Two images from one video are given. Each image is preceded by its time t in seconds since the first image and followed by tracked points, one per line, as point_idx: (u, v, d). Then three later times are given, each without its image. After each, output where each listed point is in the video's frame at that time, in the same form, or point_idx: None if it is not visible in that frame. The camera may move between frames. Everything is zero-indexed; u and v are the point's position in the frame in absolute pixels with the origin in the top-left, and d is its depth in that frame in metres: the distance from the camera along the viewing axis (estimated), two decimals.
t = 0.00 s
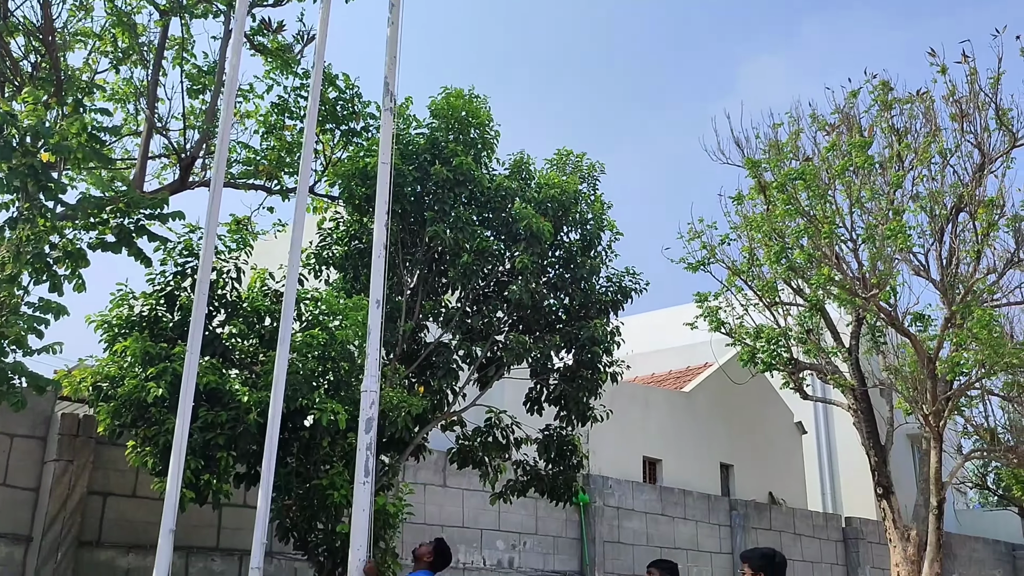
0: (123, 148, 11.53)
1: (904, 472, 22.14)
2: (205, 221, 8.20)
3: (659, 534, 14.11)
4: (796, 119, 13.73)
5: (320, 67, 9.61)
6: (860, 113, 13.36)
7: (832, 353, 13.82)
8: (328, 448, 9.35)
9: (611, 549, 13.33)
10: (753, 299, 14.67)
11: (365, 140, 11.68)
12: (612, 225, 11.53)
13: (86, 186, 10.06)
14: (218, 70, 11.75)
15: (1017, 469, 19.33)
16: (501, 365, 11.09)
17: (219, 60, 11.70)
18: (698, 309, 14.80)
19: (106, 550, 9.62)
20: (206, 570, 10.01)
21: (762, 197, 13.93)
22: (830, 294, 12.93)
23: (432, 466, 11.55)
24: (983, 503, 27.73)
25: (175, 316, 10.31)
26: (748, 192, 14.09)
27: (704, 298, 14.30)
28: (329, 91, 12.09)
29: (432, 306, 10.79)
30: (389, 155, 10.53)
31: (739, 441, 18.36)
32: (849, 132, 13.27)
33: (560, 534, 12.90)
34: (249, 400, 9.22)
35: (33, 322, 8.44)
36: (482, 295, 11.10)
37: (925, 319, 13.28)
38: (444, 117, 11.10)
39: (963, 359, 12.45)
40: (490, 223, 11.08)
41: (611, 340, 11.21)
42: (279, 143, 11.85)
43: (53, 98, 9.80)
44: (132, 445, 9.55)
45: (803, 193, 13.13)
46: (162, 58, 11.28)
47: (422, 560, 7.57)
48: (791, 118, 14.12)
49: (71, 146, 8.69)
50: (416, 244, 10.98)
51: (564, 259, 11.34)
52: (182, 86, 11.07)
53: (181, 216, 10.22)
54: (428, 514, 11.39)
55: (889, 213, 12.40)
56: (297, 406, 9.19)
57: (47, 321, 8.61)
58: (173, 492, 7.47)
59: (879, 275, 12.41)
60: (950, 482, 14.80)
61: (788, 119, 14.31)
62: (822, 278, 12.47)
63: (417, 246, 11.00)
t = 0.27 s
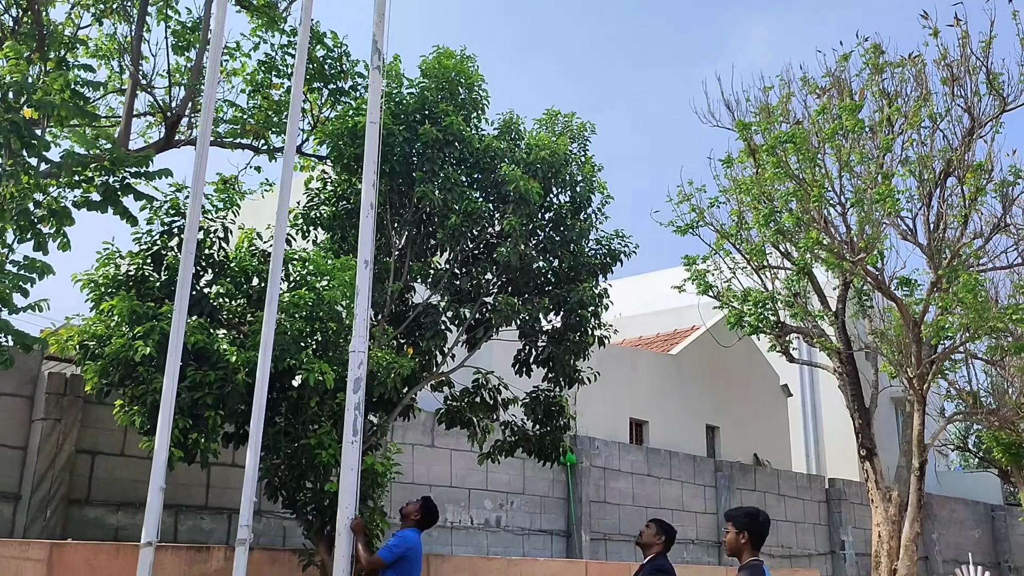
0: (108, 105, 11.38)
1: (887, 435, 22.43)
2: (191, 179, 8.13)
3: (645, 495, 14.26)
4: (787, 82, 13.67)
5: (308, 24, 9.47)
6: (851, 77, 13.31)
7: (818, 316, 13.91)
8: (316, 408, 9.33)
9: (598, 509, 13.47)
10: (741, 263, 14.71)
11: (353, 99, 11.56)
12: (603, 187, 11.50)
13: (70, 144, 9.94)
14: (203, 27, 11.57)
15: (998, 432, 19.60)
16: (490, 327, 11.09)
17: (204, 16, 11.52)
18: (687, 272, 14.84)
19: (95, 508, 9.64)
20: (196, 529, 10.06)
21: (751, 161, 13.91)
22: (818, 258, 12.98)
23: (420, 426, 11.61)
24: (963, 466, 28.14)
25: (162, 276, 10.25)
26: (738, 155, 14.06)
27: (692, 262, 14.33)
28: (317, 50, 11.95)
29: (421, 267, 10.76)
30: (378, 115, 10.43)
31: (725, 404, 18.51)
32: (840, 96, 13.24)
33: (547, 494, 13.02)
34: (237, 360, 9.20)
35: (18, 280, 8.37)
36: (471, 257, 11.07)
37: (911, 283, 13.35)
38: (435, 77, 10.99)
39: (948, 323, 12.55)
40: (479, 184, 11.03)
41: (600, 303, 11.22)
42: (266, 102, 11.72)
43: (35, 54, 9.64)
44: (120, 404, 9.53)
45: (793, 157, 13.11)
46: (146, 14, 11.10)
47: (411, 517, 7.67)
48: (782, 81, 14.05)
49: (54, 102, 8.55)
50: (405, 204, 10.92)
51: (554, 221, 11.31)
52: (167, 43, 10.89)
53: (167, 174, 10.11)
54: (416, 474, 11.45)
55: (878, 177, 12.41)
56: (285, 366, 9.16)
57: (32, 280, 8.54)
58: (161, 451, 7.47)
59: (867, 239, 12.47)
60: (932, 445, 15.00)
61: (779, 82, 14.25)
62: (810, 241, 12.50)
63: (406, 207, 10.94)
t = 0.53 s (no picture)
0: (92, 65, 11.21)
1: (872, 399, 22.65)
2: (178, 140, 8.04)
3: (633, 457, 14.39)
4: (779, 45, 13.58)
5: None
6: (843, 41, 13.24)
7: (807, 281, 13.97)
8: (306, 370, 9.29)
9: (586, 471, 13.59)
10: (730, 228, 14.72)
11: (342, 60, 11.43)
12: (594, 151, 11.44)
13: (55, 104, 9.81)
14: None
15: (982, 397, 19.83)
16: (480, 291, 11.07)
17: None
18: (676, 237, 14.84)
19: (86, 470, 9.66)
20: (186, 490, 10.11)
21: (742, 125, 13.86)
22: (807, 223, 13.00)
23: (410, 390, 11.65)
24: (947, 429, 28.49)
25: (150, 238, 10.18)
26: (729, 119, 14.00)
27: (682, 226, 14.32)
28: (305, 10, 11.78)
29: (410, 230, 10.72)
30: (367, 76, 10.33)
31: (714, 367, 18.63)
32: (832, 60, 13.18)
33: (535, 457, 13.13)
34: (225, 322, 9.16)
35: (3, 242, 8.29)
36: (461, 220, 11.04)
37: (899, 248, 13.40)
38: (425, 37, 10.85)
39: (935, 289, 12.63)
40: (469, 146, 10.97)
41: (590, 267, 11.21)
42: (253, 62, 11.57)
43: (17, 11, 9.47)
44: (109, 366, 9.50)
45: (783, 121, 13.06)
46: None
47: (400, 478, 7.69)
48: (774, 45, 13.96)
49: (37, 60, 8.40)
50: (394, 166, 10.85)
51: (544, 185, 11.27)
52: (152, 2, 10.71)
53: (153, 135, 10.00)
54: (406, 436, 11.52)
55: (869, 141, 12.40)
56: (273, 328, 9.12)
57: (17, 241, 8.46)
58: (150, 411, 7.44)
59: (856, 204, 12.49)
60: (917, 409, 15.16)
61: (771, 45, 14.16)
62: (800, 206, 12.51)
63: (395, 170, 10.88)
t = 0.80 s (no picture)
0: (76, 26, 11.04)
1: (859, 364, 22.87)
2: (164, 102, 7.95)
3: (621, 421, 14.50)
4: (772, 9, 13.47)
5: None
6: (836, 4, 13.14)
7: (796, 247, 14.03)
8: (296, 334, 9.17)
9: (575, 435, 13.70)
10: (721, 193, 14.70)
11: (330, 21, 11.27)
12: (586, 115, 11.37)
13: (38, 65, 9.66)
14: None
15: (967, 362, 20.02)
16: (469, 255, 11.05)
17: None
18: (667, 202, 14.82)
19: (76, 434, 9.67)
20: (177, 454, 10.13)
21: (733, 89, 13.79)
22: (797, 188, 13.01)
23: (400, 354, 11.68)
24: (932, 394, 28.79)
25: (137, 201, 10.07)
26: (720, 84, 13.92)
27: (672, 191, 14.30)
28: None
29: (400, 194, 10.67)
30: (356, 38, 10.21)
31: (702, 333, 18.72)
32: (824, 24, 13.09)
33: (525, 421, 13.21)
34: (214, 286, 9.11)
35: None
36: (451, 184, 10.98)
37: (889, 215, 13.43)
38: None
39: (924, 254, 12.70)
40: (459, 110, 10.88)
41: (581, 232, 11.19)
42: (240, 23, 11.40)
43: None
44: (97, 330, 9.47)
45: (775, 86, 13.01)
46: None
47: (388, 442, 7.72)
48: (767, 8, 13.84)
49: (19, 20, 8.26)
50: (383, 130, 10.77)
51: (535, 149, 11.21)
52: None
53: (139, 97, 9.87)
54: (396, 400, 11.56)
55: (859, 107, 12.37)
56: (262, 293, 9.09)
57: (2, 204, 8.37)
58: (139, 375, 7.41)
59: (846, 170, 12.51)
60: (903, 374, 15.30)
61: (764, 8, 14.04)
62: (790, 171, 12.50)
63: (384, 133, 10.80)
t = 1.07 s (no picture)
0: None
1: (847, 328, 23.02)
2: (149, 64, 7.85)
3: (611, 386, 14.58)
4: None
5: None
6: None
7: (786, 212, 14.05)
8: (285, 299, 9.12)
9: (564, 399, 13.77)
10: (712, 158, 14.66)
11: None
12: (576, 79, 11.28)
13: (20, 25, 9.50)
14: None
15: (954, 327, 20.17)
16: (459, 220, 11.02)
17: None
18: (658, 167, 14.77)
19: (66, 398, 9.66)
20: (167, 418, 10.16)
21: (725, 53, 13.69)
22: (788, 153, 12.98)
23: (390, 319, 11.68)
24: (920, 359, 29.02)
25: (123, 164, 9.97)
26: (712, 47, 13.82)
27: (663, 156, 14.25)
28: None
29: (389, 158, 10.60)
30: None
31: (692, 298, 18.77)
32: None
33: (515, 386, 13.27)
34: (203, 251, 9.05)
35: None
36: (441, 148, 10.92)
37: (879, 180, 13.43)
38: None
39: (913, 220, 12.73)
40: (448, 73, 10.78)
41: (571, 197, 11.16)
42: None
43: None
44: (86, 294, 9.43)
45: (767, 50, 12.92)
46: None
47: (378, 406, 7.76)
48: None
49: None
50: (372, 93, 10.66)
51: (525, 113, 11.14)
52: None
53: (124, 58, 9.74)
54: (386, 364, 11.59)
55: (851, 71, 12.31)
56: (251, 258, 9.04)
57: None
58: (128, 340, 7.39)
59: (837, 135, 12.50)
60: (891, 338, 15.41)
61: None
62: (781, 136, 12.47)
63: (373, 96, 10.70)
